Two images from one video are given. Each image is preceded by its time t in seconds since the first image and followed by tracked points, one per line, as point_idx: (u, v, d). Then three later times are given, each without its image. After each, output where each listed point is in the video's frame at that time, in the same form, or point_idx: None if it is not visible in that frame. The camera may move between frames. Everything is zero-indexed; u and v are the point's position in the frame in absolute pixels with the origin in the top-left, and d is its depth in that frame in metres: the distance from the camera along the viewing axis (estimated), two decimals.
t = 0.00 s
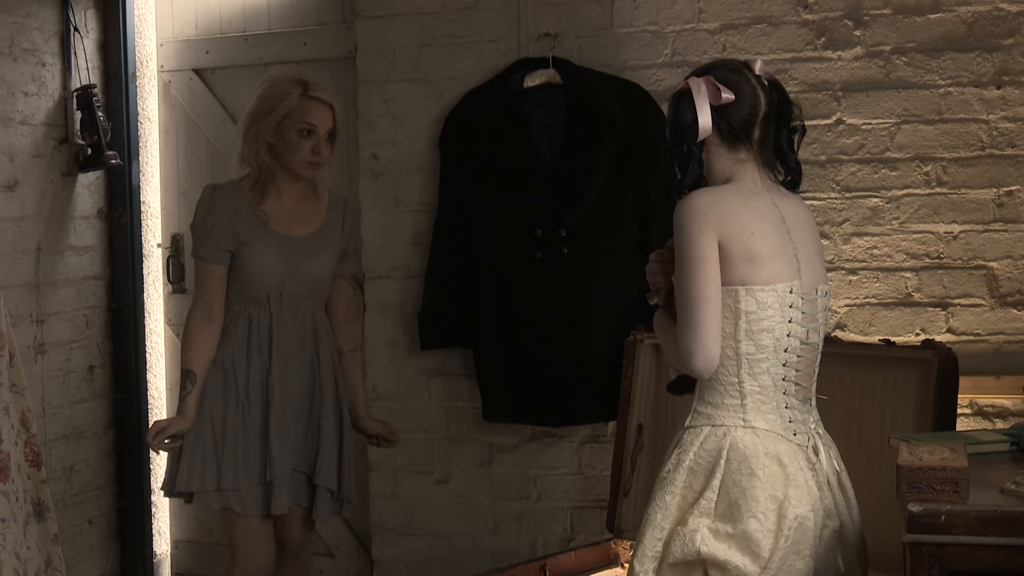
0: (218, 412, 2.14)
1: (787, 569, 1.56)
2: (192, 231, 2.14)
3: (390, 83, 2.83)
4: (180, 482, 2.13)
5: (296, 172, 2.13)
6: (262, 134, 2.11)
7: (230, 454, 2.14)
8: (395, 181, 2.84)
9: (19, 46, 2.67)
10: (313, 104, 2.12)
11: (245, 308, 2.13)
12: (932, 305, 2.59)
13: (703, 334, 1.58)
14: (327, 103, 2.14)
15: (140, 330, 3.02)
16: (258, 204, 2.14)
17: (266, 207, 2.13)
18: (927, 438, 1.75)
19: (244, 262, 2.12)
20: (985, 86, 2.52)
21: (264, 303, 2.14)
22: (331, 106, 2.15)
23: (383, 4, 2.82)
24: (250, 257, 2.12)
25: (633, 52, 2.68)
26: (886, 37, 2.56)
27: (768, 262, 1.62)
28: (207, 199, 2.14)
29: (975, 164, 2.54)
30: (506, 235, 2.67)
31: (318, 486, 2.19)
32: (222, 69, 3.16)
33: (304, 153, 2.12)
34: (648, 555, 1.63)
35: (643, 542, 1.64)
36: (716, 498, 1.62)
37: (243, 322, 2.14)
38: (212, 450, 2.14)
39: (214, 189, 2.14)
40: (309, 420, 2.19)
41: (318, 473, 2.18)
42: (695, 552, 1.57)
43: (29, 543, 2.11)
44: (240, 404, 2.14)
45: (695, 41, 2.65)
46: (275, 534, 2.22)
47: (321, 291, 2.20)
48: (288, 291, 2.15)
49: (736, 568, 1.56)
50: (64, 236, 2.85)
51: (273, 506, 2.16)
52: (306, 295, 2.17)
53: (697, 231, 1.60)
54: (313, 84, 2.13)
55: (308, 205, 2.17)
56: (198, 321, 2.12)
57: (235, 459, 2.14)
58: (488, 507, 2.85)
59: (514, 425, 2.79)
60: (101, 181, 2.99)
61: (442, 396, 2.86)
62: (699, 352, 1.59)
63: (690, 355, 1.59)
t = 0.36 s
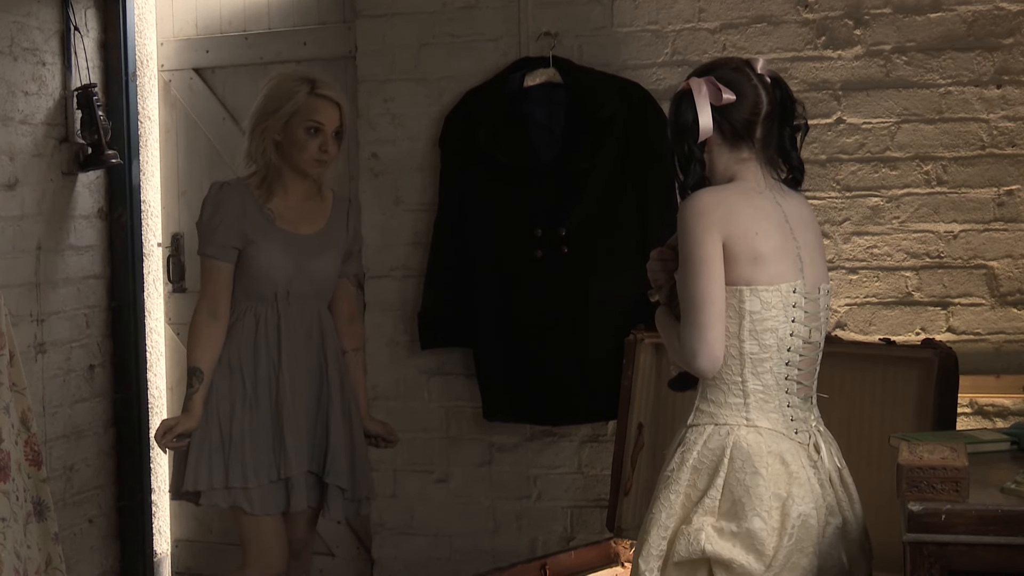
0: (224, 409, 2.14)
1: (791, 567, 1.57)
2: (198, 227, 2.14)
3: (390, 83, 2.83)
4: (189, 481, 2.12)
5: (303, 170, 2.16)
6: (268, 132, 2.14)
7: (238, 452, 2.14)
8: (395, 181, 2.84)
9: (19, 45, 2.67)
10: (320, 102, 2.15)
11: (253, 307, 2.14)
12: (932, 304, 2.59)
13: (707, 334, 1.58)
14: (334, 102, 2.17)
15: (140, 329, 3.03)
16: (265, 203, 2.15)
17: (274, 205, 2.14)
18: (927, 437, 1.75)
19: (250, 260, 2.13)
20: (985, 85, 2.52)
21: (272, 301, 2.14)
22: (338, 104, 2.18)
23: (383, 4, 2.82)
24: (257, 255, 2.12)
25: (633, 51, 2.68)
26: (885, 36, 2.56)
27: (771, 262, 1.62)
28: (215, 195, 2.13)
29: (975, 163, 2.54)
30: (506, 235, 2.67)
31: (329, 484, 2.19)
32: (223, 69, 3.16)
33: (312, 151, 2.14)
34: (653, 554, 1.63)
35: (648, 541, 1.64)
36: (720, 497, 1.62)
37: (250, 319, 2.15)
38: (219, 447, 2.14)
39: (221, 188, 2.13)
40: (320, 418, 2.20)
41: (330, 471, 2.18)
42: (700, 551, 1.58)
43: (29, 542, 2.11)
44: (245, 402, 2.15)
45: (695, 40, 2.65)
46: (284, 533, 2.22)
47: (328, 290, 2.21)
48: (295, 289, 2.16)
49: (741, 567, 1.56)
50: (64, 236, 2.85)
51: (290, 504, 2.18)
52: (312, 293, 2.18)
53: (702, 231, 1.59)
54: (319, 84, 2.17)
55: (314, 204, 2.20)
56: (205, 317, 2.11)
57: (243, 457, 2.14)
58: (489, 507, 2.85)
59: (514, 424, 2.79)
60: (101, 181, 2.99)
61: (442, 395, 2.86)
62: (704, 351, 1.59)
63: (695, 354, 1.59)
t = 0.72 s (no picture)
0: (232, 406, 2.14)
1: (787, 566, 1.57)
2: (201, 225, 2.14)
3: (390, 82, 2.83)
4: (198, 480, 2.12)
5: (305, 167, 2.17)
6: (270, 128, 2.15)
7: (246, 450, 2.13)
8: (395, 180, 2.84)
9: (19, 44, 2.67)
10: (321, 98, 2.16)
11: (260, 304, 2.14)
12: (932, 303, 2.59)
13: (706, 335, 1.58)
14: (334, 96, 2.18)
15: (139, 328, 3.03)
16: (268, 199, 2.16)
17: (277, 201, 2.15)
18: (927, 436, 1.76)
19: (256, 256, 2.13)
20: (985, 84, 2.52)
21: (279, 298, 2.15)
22: (338, 99, 2.19)
23: (383, 3, 2.82)
24: (261, 252, 2.13)
25: (633, 50, 2.68)
26: (886, 35, 2.56)
27: (771, 263, 1.62)
28: (220, 193, 2.14)
29: (975, 162, 2.54)
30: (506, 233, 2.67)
31: (338, 481, 2.19)
32: (223, 67, 3.16)
33: (313, 146, 2.15)
34: (649, 552, 1.63)
35: (643, 539, 1.64)
36: (716, 496, 1.62)
37: (257, 316, 2.15)
38: (227, 445, 2.14)
39: (225, 186, 2.14)
40: (328, 415, 2.20)
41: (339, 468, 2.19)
42: (696, 550, 1.58)
43: (29, 541, 2.11)
44: (252, 400, 2.15)
45: (695, 39, 2.65)
46: (293, 531, 2.22)
47: (333, 287, 2.22)
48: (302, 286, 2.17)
49: (737, 566, 1.56)
50: (64, 235, 2.85)
51: (301, 500, 2.18)
52: (318, 289, 2.19)
53: (702, 232, 1.59)
54: (320, 79, 2.18)
55: (317, 202, 2.21)
56: (212, 313, 2.11)
57: (250, 455, 2.13)
58: (488, 505, 2.85)
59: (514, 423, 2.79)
60: (101, 180, 2.98)
61: (442, 395, 2.86)
62: (702, 352, 1.59)
63: (693, 355, 1.60)
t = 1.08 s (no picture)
0: (234, 402, 2.14)
1: (784, 564, 1.57)
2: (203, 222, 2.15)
3: (390, 80, 2.83)
4: (201, 475, 2.11)
5: (306, 163, 2.20)
6: (271, 125, 2.20)
7: (249, 446, 2.13)
8: (395, 178, 2.84)
9: (19, 42, 2.67)
10: (320, 94, 2.21)
11: (262, 300, 2.16)
12: (932, 301, 2.59)
13: (704, 336, 1.58)
14: (334, 92, 2.23)
15: (139, 327, 3.03)
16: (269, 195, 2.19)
17: (277, 198, 2.18)
18: (927, 434, 1.76)
19: (258, 251, 2.15)
20: (985, 82, 2.52)
21: (281, 294, 2.17)
22: (338, 95, 2.23)
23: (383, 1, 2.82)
24: (263, 247, 2.14)
25: (633, 49, 2.68)
26: (886, 33, 2.56)
27: (769, 262, 1.62)
28: (220, 189, 2.15)
29: (975, 160, 2.54)
30: (505, 232, 2.67)
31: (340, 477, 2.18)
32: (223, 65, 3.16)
33: (313, 142, 2.19)
34: (647, 550, 1.63)
35: (642, 537, 1.63)
36: (714, 495, 1.62)
37: (258, 311, 2.16)
38: (230, 441, 2.14)
39: (226, 181, 2.15)
40: (330, 412, 2.20)
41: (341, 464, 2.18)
42: (695, 548, 1.57)
43: (30, 539, 2.11)
44: (256, 394, 2.15)
45: (695, 37, 2.65)
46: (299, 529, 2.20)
47: (335, 285, 2.24)
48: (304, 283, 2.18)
49: (735, 564, 1.56)
50: (64, 233, 2.85)
51: (306, 496, 2.17)
52: (321, 287, 2.21)
53: (700, 232, 1.59)
54: (320, 76, 2.23)
55: (318, 199, 2.24)
56: (212, 311, 2.12)
57: (253, 450, 2.13)
58: (488, 504, 2.85)
59: (513, 421, 2.79)
60: (100, 178, 2.98)
61: (442, 393, 2.86)
62: (700, 353, 1.59)
63: (692, 356, 1.60)
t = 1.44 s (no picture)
0: (231, 398, 2.14)
1: (778, 562, 1.58)
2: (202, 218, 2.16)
3: (388, 79, 2.83)
4: (199, 472, 2.12)
5: (306, 162, 2.20)
6: (271, 123, 2.20)
7: (246, 443, 2.13)
8: (393, 176, 2.84)
9: (17, 41, 2.67)
10: (321, 93, 2.21)
11: (259, 297, 2.16)
12: (930, 300, 2.59)
13: (698, 335, 1.58)
14: (335, 93, 2.23)
15: (137, 326, 3.02)
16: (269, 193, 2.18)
17: (277, 195, 2.18)
18: (924, 433, 1.78)
19: (257, 249, 2.15)
20: (983, 81, 2.52)
21: (279, 291, 2.16)
22: (338, 94, 2.23)
23: None
24: (261, 245, 2.14)
25: (631, 47, 2.68)
26: (883, 32, 2.56)
27: (764, 262, 1.62)
28: (219, 187, 2.15)
29: (972, 159, 2.54)
30: (502, 230, 2.67)
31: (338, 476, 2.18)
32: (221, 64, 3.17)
33: (313, 141, 2.19)
34: (641, 549, 1.63)
35: (635, 535, 1.64)
36: (707, 493, 1.62)
37: (257, 308, 2.16)
38: (227, 437, 2.14)
39: (225, 179, 2.15)
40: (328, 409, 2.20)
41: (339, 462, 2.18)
42: (688, 546, 1.57)
43: (27, 537, 2.12)
44: (254, 391, 2.15)
45: (693, 36, 2.65)
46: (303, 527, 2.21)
47: (334, 282, 2.23)
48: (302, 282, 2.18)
49: (728, 562, 1.56)
50: (62, 232, 2.85)
51: (304, 492, 2.17)
52: (319, 285, 2.20)
53: (695, 231, 1.59)
54: (321, 75, 2.23)
55: (318, 197, 2.23)
56: (210, 308, 2.12)
57: (250, 447, 2.13)
58: (486, 502, 2.85)
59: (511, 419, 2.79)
60: (98, 176, 2.98)
61: (440, 391, 2.86)
62: (694, 351, 1.59)
63: (686, 355, 1.60)
